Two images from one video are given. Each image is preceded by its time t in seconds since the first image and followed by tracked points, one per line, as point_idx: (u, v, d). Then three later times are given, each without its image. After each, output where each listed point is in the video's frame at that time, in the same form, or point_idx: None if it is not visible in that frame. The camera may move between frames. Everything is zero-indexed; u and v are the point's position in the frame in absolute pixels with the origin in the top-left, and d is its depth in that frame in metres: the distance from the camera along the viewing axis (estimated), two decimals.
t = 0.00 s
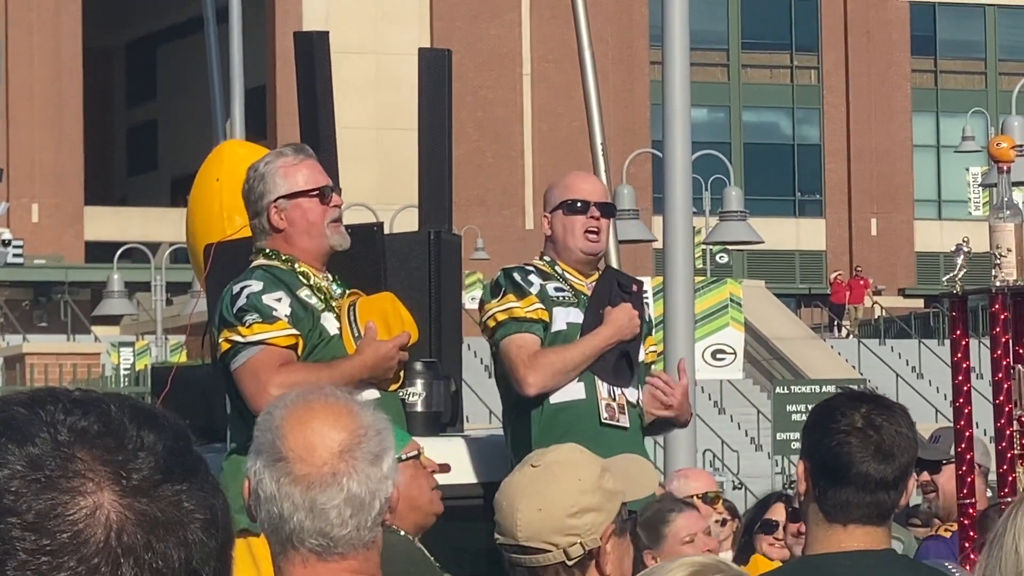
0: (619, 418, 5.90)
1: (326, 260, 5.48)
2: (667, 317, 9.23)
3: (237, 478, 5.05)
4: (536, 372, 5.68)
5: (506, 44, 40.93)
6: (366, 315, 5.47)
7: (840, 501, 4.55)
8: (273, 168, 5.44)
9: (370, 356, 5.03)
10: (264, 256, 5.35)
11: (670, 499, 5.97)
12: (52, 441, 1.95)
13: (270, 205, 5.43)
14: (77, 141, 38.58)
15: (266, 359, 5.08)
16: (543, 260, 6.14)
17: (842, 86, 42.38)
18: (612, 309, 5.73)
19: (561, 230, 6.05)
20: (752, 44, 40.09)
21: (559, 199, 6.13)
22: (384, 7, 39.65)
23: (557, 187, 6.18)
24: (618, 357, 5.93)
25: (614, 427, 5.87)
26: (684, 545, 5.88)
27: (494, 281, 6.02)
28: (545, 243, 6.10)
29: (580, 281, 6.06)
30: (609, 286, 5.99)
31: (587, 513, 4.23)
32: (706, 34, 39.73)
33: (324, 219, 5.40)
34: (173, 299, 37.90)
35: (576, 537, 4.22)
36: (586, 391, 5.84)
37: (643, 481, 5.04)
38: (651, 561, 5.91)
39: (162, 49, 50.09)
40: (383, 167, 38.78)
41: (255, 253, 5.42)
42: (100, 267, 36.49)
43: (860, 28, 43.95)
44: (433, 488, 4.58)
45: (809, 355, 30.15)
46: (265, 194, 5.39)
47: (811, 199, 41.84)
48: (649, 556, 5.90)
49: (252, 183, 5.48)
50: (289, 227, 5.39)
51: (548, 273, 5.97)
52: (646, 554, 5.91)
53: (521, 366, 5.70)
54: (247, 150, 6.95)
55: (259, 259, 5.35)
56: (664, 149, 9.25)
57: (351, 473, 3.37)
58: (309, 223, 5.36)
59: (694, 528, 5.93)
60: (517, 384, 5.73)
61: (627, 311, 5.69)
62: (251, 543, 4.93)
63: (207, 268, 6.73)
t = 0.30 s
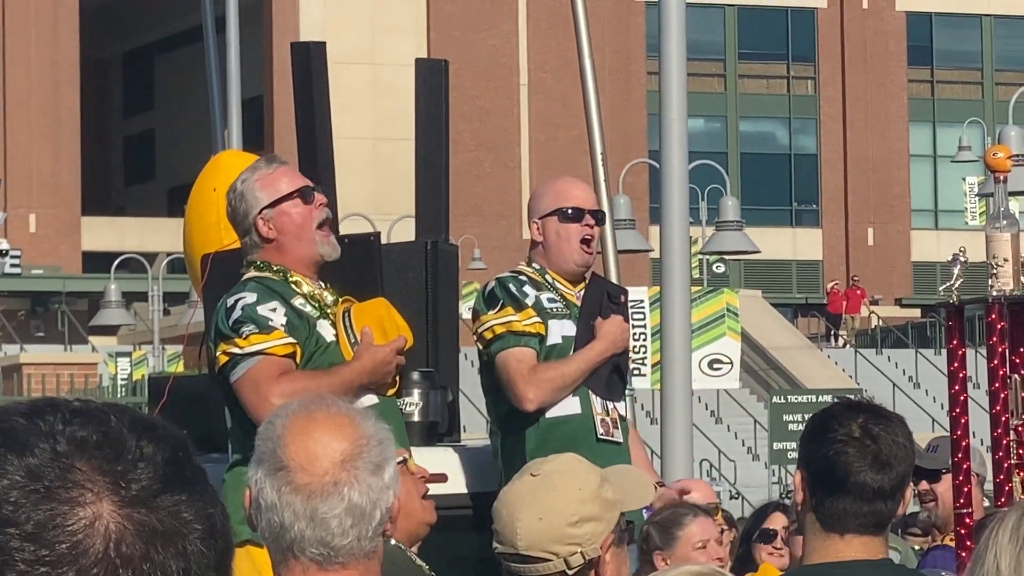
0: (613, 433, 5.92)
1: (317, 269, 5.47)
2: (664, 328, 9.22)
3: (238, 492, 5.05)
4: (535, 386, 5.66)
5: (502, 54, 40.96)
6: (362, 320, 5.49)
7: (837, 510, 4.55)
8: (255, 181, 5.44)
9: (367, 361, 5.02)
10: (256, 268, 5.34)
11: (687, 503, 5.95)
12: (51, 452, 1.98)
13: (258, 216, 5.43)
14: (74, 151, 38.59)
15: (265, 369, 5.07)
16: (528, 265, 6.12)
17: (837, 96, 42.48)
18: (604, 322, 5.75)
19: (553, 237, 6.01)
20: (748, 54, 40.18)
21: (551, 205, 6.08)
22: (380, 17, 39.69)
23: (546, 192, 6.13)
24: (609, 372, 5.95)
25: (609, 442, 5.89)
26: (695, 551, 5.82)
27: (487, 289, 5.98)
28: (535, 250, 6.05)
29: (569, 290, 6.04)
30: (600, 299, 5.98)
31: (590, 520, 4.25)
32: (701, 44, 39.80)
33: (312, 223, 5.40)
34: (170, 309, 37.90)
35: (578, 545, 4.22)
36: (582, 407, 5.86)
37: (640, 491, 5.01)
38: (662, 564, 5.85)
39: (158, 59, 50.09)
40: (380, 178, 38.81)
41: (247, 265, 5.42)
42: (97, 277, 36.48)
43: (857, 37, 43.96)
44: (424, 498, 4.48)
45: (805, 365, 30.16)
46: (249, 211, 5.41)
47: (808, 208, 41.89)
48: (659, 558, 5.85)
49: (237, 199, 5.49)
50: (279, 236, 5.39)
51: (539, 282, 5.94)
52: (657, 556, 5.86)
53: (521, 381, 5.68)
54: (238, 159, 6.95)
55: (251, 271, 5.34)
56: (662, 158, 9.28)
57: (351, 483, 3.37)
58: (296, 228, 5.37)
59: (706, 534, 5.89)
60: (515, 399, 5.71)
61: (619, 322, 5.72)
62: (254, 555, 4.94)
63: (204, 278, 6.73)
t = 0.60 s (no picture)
0: (612, 446, 5.92)
1: (304, 280, 5.46)
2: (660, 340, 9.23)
3: (232, 509, 5.04)
4: (539, 401, 5.63)
5: (498, 66, 40.97)
6: (351, 333, 5.50)
7: (831, 522, 4.55)
8: (233, 202, 5.43)
9: (358, 371, 5.01)
10: (243, 283, 5.34)
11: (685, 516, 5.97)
12: (48, 462, 1.99)
13: (240, 234, 5.42)
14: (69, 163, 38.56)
15: (254, 385, 5.06)
16: (517, 277, 6.02)
17: (833, 108, 42.52)
18: (598, 335, 5.74)
19: (554, 248, 5.94)
20: (744, 66, 40.24)
21: (547, 217, 5.98)
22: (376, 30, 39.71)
23: (537, 203, 6.03)
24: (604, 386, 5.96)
25: (609, 455, 5.88)
26: (692, 563, 5.80)
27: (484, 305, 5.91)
28: (532, 259, 5.95)
29: (564, 302, 5.97)
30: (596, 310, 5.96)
31: (588, 531, 4.26)
32: (697, 56, 39.85)
33: (295, 235, 5.39)
34: (165, 322, 37.85)
35: (578, 555, 4.23)
36: (583, 420, 5.84)
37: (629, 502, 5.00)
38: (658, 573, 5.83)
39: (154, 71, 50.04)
40: (374, 190, 38.83)
41: (234, 281, 5.41)
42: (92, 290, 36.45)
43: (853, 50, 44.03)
44: (421, 510, 4.48)
45: (800, 377, 30.17)
46: (231, 227, 5.40)
47: (803, 220, 41.89)
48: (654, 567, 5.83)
49: (219, 219, 5.48)
50: (263, 251, 5.39)
51: (538, 296, 5.87)
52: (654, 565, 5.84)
53: (524, 396, 5.64)
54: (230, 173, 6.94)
55: (238, 287, 5.34)
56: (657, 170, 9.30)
57: (348, 496, 3.37)
58: (281, 241, 5.36)
59: (705, 546, 5.90)
60: (519, 416, 5.67)
61: (613, 336, 5.72)
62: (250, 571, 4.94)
63: (199, 293, 6.73)
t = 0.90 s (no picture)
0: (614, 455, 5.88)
1: (304, 292, 5.46)
2: (655, 354, 9.24)
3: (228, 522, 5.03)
4: (556, 408, 5.47)
5: (493, 80, 40.98)
6: (349, 345, 5.47)
7: (828, 534, 4.55)
8: (235, 212, 5.44)
9: (356, 386, 5.00)
10: (243, 294, 5.34)
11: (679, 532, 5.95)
12: (44, 478, 1.98)
13: (240, 245, 5.42)
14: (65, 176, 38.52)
15: (252, 398, 5.05)
16: (511, 288, 5.82)
17: (829, 120, 42.56)
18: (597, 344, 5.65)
19: (558, 260, 5.80)
20: (740, 79, 40.31)
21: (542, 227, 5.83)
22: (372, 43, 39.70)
23: (526, 215, 5.88)
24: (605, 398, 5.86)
25: (617, 463, 5.78)
26: None
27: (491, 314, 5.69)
28: (533, 269, 5.80)
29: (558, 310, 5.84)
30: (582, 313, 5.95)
31: (596, 544, 4.30)
32: (693, 69, 39.89)
33: (296, 246, 5.39)
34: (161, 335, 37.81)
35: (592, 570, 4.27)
36: (591, 430, 5.72)
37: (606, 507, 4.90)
38: None
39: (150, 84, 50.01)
40: (370, 203, 38.82)
41: (233, 292, 5.42)
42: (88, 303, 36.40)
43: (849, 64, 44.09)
44: (417, 522, 4.45)
45: (796, 391, 30.16)
46: (233, 237, 5.41)
47: (799, 233, 41.88)
48: None
49: (220, 228, 5.48)
50: (262, 262, 5.38)
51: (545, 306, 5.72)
52: None
53: (542, 402, 5.47)
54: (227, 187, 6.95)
55: (238, 298, 5.33)
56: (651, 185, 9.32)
57: (343, 510, 3.37)
58: (282, 253, 5.36)
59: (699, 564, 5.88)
60: (535, 423, 5.50)
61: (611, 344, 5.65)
62: None
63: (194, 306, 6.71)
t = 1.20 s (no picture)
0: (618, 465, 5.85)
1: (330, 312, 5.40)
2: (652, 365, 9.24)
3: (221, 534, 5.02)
4: (581, 413, 5.39)
5: (489, 91, 40.98)
6: (357, 374, 5.40)
7: (825, 546, 4.55)
8: (308, 212, 5.35)
9: (354, 415, 4.98)
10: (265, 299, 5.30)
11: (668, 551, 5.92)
12: (28, 494, 1.99)
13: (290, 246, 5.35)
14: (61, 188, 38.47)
15: (249, 411, 5.05)
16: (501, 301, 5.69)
17: (825, 131, 42.63)
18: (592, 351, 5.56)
19: (550, 273, 5.72)
20: (735, 91, 40.38)
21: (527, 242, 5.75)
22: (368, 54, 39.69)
23: (503, 233, 5.78)
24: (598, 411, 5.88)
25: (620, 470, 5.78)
26: None
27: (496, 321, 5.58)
28: (522, 281, 5.71)
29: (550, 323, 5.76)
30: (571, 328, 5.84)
31: (598, 555, 4.29)
32: (689, 81, 39.93)
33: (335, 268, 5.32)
34: (156, 347, 37.76)
35: None
36: (603, 437, 5.68)
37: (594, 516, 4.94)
38: None
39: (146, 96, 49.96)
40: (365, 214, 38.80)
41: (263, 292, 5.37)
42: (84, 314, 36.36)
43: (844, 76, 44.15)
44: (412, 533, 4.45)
45: (792, 403, 30.16)
46: (294, 233, 5.31)
47: (794, 245, 41.89)
48: None
49: (278, 217, 5.40)
50: (302, 273, 5.31)
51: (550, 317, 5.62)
52: None
53: (566, 407, 5.38)
54: (228, 199, 6.95)
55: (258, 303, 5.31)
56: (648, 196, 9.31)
57: (340, 521, 3.37)
58: (326, 276, 5.30)
59: None
60: (559, 427, 5.40)
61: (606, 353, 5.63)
62: None
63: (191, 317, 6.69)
